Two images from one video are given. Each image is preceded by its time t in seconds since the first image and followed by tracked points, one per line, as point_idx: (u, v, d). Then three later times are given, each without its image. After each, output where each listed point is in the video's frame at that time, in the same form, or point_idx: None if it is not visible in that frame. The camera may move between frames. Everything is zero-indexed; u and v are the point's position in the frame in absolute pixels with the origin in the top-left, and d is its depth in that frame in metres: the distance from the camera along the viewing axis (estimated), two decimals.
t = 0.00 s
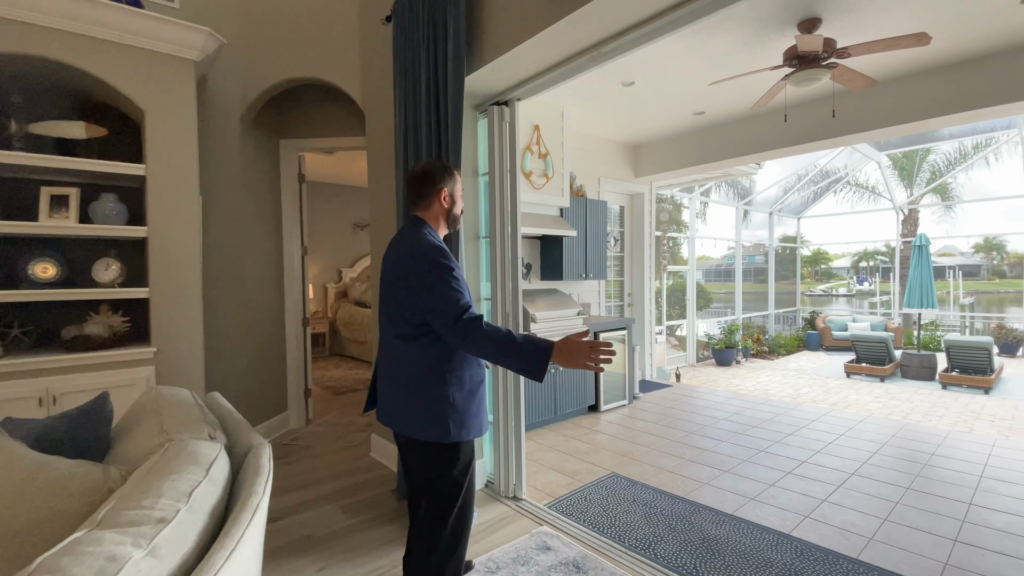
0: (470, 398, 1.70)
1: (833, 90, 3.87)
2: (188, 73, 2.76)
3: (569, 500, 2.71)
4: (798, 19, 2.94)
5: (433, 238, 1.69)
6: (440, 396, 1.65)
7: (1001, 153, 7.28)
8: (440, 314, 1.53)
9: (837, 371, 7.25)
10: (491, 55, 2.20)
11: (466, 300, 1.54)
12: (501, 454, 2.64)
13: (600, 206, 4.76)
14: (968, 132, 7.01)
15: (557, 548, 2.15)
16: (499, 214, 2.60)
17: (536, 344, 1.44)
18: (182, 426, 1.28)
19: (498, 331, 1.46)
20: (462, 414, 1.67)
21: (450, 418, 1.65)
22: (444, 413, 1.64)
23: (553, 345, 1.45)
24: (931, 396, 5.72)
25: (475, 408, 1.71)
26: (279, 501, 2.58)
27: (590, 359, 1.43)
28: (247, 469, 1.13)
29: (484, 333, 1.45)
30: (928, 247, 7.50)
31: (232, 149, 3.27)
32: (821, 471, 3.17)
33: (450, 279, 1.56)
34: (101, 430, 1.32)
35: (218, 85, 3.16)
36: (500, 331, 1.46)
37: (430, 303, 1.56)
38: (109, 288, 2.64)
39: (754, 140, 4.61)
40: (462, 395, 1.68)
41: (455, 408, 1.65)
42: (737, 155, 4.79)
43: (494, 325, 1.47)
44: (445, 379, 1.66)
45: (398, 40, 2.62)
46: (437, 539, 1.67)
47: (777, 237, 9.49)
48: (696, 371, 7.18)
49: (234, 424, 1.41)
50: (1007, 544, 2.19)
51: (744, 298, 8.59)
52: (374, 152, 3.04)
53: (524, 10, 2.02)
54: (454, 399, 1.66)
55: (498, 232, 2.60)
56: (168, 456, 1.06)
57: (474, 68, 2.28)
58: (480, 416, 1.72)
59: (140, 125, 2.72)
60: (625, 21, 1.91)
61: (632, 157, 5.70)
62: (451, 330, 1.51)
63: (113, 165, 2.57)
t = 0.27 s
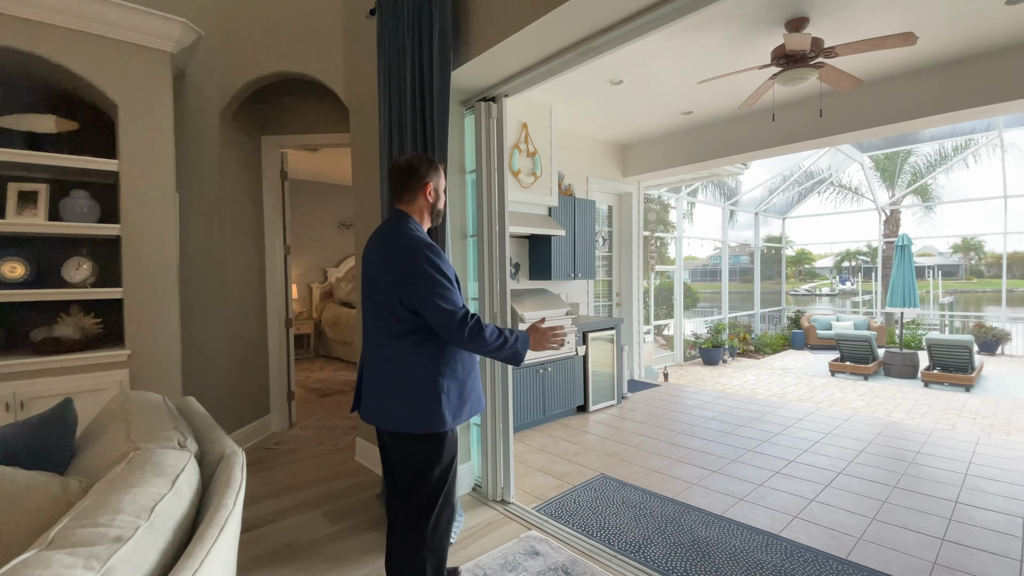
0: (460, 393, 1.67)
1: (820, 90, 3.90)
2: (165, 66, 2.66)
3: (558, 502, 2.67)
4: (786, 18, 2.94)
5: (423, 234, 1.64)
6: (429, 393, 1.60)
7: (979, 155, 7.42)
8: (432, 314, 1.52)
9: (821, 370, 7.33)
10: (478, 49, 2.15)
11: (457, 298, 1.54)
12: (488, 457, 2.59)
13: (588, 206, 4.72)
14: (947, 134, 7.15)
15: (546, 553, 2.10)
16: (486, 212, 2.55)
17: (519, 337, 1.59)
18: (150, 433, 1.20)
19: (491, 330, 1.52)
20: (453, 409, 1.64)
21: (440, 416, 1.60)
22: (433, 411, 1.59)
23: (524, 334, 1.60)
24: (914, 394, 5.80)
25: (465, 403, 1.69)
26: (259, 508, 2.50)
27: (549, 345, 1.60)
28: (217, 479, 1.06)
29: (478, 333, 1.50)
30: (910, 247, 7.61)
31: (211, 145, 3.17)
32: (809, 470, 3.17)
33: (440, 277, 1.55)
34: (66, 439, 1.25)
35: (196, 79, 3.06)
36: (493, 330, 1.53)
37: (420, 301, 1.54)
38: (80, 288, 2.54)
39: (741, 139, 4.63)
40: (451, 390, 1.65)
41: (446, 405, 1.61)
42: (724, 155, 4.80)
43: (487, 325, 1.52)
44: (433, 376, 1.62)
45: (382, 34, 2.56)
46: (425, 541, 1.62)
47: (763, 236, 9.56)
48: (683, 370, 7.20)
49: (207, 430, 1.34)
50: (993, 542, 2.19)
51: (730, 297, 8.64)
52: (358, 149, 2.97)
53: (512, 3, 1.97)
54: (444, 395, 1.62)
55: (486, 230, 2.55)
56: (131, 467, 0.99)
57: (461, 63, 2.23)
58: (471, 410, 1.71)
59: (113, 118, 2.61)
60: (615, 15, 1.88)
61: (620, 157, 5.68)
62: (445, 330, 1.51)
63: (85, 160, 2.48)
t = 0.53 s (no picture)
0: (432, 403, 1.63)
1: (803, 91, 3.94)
2: (140, 59, 2.58)
3: (546, 504, 2.65)
4: (771, 20, 2.96)
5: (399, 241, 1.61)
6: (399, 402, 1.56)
7: (955, 157, 7.62)
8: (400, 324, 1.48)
9: (804, 368, 7.43)
10: (464, 44, 2.12)
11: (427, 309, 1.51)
12: (475, 459, 2.56)
13: (576, 205, 4.72)
14: (924, 136, 7.33)
15: (533, 556, 2.08)
16: (473, 211, 2.52)
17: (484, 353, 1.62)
18: (119, 440, 1.15)
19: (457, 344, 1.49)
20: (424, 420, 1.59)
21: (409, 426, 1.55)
22: (401, 421, 1.55)
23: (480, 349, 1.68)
24: (894, 392, 5.92)
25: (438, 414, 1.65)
26: (240, 514, 2.43)
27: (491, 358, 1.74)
28: (189, 488, 1.01)
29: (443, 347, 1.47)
30: (889, 247, 7.77)
31: (189, 141, 3.08)
32: (794, 468, 3.19)
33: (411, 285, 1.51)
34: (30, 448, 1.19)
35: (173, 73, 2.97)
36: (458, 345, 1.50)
37: (389, 310, 1.51)
38: (50, 290, 2.43)
39: (727, 139, 4.66)
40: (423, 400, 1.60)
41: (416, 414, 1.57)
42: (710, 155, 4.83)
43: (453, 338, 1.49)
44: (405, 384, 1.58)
45: (366, 29, 2.50)
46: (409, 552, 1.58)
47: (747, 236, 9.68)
48: (669, 369, 7.25)
49: (180, 437, 1.29)
50: (974, 538, 2.23)
51: (715, 297, 8.73)
52: (341, 146, 2.91)
53: None
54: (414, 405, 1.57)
55: (472, 229, 2.51)
56: (97, 477, 0.94)
57: (447, 59, 2.19)
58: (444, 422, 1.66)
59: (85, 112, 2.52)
60: (603, 12, 1.86)
61: (607, 157, 5.69)
62: (412, 341, 1.48)
63: (55, 156, 2.38)
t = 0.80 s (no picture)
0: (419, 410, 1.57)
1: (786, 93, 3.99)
2: (111, 50, 2.48)
3: (533, 506, 2.62)
4: (755, 21, 2.98)
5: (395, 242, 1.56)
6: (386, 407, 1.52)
7: (927, 160, 7.86)
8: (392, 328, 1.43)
9: (783, 366, 7.55)
10: (450, 39, 2.07)
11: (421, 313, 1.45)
12: (461, 462, 2.51)
13: (561, 204, 4.70)
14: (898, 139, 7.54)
15: (522, 560, 2.04)
16: (459, 210, 2.47)
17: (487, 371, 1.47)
18: (84, 449, 1.08)
19: (449, 355, 1.43)
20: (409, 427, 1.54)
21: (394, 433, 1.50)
22: (386, 427, 1.50)
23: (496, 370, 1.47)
24: (871, 389, 6.05)
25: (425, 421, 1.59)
26: (217, 522, 2.34)
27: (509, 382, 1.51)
28: (161, 499, 0.96)
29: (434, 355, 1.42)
30: (866, 247, 7.94)
31: (163, 136, 2.98)
32: (778, 466, 3.22)
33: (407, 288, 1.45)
34: None
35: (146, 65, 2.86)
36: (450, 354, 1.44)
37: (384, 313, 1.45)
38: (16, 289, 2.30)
39: (711, 140, 4.70)
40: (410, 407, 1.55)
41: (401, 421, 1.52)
42: (694, 156, 4.87)
43: (446, 347, 1.44)
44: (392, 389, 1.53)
45: (348, 23, 2.44)
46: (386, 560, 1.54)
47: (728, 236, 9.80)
48: (653, 368, 7.29)
49: (151, 446, 1.22)
50: (954, 533, 2.27)
51: (697, 296, 8.82)
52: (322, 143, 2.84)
53: None
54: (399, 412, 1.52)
55: (458, 229, 2.47)
56: (59, 489, 0.87)
57: (432, 54, 2.15)
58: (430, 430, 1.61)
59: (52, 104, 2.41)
60: (591, 8, 1.84)
61: (592, 157, 5.70)
62: (402, 346, 1.43)
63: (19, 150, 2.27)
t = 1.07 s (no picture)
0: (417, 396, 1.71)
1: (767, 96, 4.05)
2: (78, 41, 2.36)
3: (520, 510, 2.59)
4: (738, 24, 3.01)
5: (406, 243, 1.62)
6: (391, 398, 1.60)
7: (899, 164, 8.17)
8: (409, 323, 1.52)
9: (762, 365, 7.68)
10: (435, 37, 2.03)
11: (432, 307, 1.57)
12: (446, 467, 2.47)
13: (546, 205, 4.69)
14: (871, 143, 7.76)
15: (509, 567, 2.01)
16: (444, 211, 2.44)
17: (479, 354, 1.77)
18: (47, 463, 1.01)
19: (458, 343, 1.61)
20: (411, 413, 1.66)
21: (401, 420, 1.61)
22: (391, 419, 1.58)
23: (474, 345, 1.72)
24: (847, 387, 6.19)
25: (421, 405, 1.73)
26: (193, 533, 2.26)
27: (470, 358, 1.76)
28: (132, 517, 0.90)
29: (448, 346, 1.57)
30: (841, 249, 8.12)
31: (133, 132, 2.86)
32: (760, 465, 3.26)
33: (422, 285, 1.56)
34: None
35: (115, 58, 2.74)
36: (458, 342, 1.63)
37: (406, 312, 1.52)
38: None
39: (694, 142, 4.75)
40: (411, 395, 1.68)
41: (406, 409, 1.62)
42: (677, 157, 4.91)
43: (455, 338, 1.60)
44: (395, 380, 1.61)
45: (329, 17, 2.37)
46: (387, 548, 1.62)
47: (707, 237, 9.92)
48: (635, 368, 7.33)
49: (120, 460, 1.15)
50: (933, 530, 2.31)
51: (678, 297, 8.91)
52: (302, 141, 2.77)
53: None
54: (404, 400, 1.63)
55: (443, 230, 2.43)
56: (21, 508, 0.81)
57: (416, 51, 2.10)
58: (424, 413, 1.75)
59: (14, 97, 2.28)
60: (580, 7, 1.81)
61: (575, 157, 5.70)
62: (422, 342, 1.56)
63: None
